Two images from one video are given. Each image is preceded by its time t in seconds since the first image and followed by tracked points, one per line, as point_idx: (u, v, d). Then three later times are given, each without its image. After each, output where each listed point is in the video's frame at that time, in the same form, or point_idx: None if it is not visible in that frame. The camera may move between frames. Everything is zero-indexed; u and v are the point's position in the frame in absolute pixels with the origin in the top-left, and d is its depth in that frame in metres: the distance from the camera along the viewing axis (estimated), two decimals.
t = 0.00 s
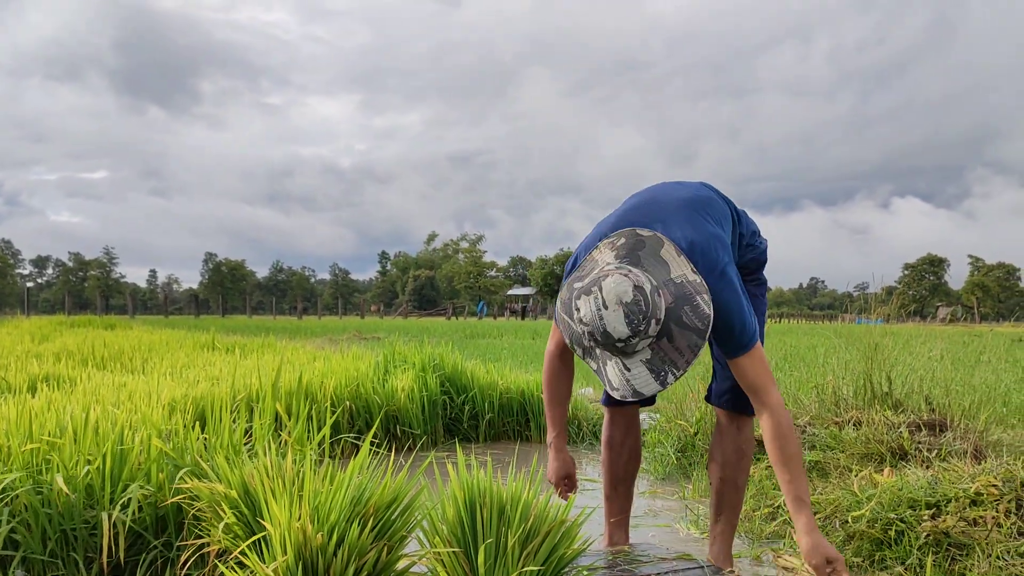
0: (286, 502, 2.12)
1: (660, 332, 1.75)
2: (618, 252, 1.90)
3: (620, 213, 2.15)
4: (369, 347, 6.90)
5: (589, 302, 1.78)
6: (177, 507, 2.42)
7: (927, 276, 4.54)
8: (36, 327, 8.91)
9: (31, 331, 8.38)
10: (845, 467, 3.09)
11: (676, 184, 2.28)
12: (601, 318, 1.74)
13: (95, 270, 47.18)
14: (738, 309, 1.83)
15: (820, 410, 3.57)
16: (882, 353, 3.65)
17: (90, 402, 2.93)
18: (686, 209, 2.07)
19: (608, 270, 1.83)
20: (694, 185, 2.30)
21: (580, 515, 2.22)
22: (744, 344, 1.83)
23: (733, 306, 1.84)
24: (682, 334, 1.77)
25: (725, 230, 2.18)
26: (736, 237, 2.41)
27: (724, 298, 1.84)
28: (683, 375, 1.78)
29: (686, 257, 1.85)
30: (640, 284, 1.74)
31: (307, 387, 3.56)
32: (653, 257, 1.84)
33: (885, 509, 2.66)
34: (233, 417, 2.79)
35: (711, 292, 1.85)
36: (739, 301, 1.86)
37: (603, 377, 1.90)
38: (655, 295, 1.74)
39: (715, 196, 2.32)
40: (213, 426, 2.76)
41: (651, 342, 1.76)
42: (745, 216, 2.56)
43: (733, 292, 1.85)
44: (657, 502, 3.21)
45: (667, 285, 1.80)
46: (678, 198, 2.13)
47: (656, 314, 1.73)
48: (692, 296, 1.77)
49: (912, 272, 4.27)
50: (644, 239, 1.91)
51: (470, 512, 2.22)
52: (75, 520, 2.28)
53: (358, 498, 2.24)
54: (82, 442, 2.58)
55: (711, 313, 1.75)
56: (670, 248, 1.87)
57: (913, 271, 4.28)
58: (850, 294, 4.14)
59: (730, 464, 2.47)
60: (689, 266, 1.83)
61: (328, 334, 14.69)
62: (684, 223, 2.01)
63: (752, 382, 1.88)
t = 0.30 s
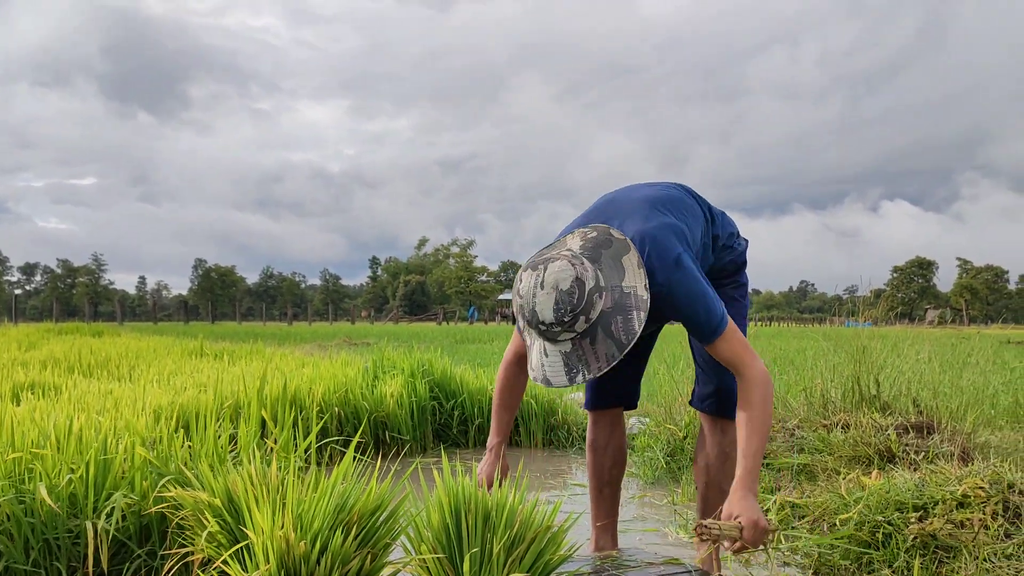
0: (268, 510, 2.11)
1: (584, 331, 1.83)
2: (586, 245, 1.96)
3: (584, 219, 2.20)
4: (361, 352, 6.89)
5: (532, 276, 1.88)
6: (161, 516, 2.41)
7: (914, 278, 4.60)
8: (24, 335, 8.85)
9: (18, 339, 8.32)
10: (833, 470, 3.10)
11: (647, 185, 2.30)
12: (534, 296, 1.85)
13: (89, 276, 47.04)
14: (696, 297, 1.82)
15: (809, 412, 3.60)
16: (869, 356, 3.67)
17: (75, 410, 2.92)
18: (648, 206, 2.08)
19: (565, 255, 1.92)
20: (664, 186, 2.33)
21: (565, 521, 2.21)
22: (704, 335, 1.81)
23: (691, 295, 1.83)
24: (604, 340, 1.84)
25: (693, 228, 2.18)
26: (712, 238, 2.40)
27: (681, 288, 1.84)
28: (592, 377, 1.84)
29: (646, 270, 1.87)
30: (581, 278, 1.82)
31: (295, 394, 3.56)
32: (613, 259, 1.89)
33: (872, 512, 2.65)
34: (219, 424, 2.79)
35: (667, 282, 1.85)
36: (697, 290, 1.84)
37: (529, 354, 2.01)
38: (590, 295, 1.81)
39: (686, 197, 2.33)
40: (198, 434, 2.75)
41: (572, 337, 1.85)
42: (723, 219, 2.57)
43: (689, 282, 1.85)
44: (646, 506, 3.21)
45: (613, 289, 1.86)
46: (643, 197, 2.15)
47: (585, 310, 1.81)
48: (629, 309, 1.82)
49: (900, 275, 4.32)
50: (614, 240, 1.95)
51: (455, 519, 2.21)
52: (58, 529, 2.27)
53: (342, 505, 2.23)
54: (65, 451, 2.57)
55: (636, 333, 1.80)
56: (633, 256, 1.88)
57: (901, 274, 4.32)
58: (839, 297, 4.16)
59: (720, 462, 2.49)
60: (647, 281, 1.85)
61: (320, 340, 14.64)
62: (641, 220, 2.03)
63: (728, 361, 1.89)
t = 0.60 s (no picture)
0: (259, 515, 2.11)
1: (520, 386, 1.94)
2: (550, 298, 1.98)
3: (554, 259, 2.28)
4: (357, 355, 6.89)
5: (485, 322, 1.95)
6: (153, 521, 2.40)
7: (908, 279, 4.63)
8: (17, 340, 8.80)
9: (11, 344, 8.27)
10: (827, 472, 3.11)
11: (617, 215, 2.33)
12: (482, 345, 1.93)
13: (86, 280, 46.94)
14: (637, 328, 1.80)
15: (803, 414, 3.62)
16: (863, 357, 3.68)
17: (67, 416, 2.91)
18: (607, 241, 2.12)
19: (524, 306, 1.96)
20: (636, 213, 2.35)
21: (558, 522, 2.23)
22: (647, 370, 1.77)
23: (635, 327, 1.81)
24: (537, 397, 1.96)
25: (659, 255, 2.19)
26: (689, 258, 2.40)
27: (624, 321, 1.83)
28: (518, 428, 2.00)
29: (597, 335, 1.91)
30: (527, 342, 1.88)
31: (289, 398, 3.56)
32: (568, 323, 1.92)
33: (865, 513, 2.65)
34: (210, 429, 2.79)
35: (612, 320, 1.87)
36: (643, 320, 1.82)
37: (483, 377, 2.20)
38: (532, 360, 1.90)
39: (657, 222, 2.34)
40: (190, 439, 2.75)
41: (510, 388, 1.99)
42: (704, 235, 2.57)
43: (633, 313, 1.84)
44: (640, 509, 3.21)
45: (559, 351, 1.94)
46: (605, 231, 2.19)
47: (526, 370, 1.91)
48: (565, 377, 1.93)
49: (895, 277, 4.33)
50: (577, 299, 1.95)
51: (447, 523, 2.22)
52: (50, 535, 2.26)
53: (333, 510, 2.23)
54: (56, 456, 2.56)
55: (565, 402, 1.92)
56: (589, 322, 1.91)
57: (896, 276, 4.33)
58: (833, 298, 4.16)
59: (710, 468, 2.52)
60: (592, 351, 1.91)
61: (317, 343, 14.60)
62: (599, 256, 2.08)
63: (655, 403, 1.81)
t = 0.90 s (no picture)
0: (263, 516, 2.11)
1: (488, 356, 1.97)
2: (514, 279, 2.08)
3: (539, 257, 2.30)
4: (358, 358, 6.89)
5: (453, 300, 2.05)
6: (156, 522, 2.40)
7: (910, 279, 4.63)
8: (18, 343, 8.81)
9: (12, 346, 8.26)
10: (829, 473, 3.11)
11: (605, 215, 2.34)
12: (449, 318, 2.01)
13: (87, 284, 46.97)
14: (609, 326, 1.80)
15: (804, 415, 3.62)
16: (864, 358, 3.68)
17: (70, 418, 2.92)
18: (590, 238, 2.13)
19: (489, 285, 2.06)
20: (626, 212, 2.35)
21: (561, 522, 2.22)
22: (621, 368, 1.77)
23: (609, 324, 1.81)
24: (506, 365, 1.97)
25: (644, 253, 2.18)
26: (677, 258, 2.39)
27: (597, 319, 1.83)
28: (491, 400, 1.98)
29: (561, 302, 1.97)
30: (488, 306, 1.95)
31: (291, 400, 3.56)
32: (532, 293, 2.00)
33: (867, 514, 2.65)
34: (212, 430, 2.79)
35: (585, 318, 1.87)
36: (618, 318, 1.82)
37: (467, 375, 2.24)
38: (496, 323, 1.95)
39: (647, 220, 2.34)
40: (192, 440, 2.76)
41: (480, 360, 2.01)
42: (699, 234, 2.57)
43: (607, 310, 1.84)
44: (642, 510, 3.21)
45: (525, 319, 1.97)
46: (591, 228, 2.19)
47: (491, 336, 1.96)
48: (531, 339, 1.95)
49: (897, 277, 4.33)
50: (539, 274, 2.05)
51: (450, 523, 2.22)
52: (54, 536, 2.27)
53: (336, 510, 2.23)
54: (60, 457, 2.56)
55: (531, 360, 1.92)
56: (551, 291, 1.99)
57: (898, 276, 4.34)
58: (835, 299, 4.17)
59: (705, 470, 2.54)
60: (557, 315, 1.95)
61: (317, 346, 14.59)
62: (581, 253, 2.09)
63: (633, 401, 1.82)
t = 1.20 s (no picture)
0: (268, 517, 2.11)
1: (491, 300, 2.00)
2: (520, 237, 2.16)
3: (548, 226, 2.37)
4: (362, 360, 6.90)
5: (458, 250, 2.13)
6: (160, 523, 2.40)
7: (914, 283, 4.63)
8: (22, 344, 8.82)
9: (16, 347, 8.27)
10: (833, 476, 3.11)
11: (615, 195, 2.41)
12: (453, 264, 2.08)
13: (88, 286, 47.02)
14: (615, 275, 1.86)
15: (808, 419, 3.61)
16: (868, 361, 3.68)
17: (75, 419, 2.92)
18: (599, 206, 2.20)
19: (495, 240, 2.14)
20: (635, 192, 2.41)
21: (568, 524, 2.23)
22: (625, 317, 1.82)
23: (613, 276, 1.87)
24: (508, 309, 1.99)
25: (653, 226, 2.22)
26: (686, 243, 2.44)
27: (604, 270, 1.89)
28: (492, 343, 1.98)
29: (565, 255, 2.02)
30: (492, 251, 2.02)
31: (294, 402, 3.57)
32: (536, 246, 2.07)
33: (871, 517, 2.65)
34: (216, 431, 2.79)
35: (592, 268, 1.92)
36: (621, 271, 1.87)
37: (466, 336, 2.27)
38: (501, 267, 2.00)
39: (656, 201, 2.40)
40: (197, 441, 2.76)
41: (483, 308, 2.03)
42: (705, 226, 2.61)
43: (612, 262, 1.89)
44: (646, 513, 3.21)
45: (529, 268, 2.02)
46: (601, 200, 2.26)
47: (495, 280, 2.00)
48: (534, 284, 1.98)
49: (901, 281, 4.33)
50: (544, 231, 2.13)
51: (455, 524, 2.22)
52: (58, 537, 2.26)
53: (341, 512, 2.23)
54: (64, 458, 2.56)
55: (535, 302, 1.94)
56: (556, 244, 2.05)
57: (901, 280, 4.33)
58: (838, 303, 4.17)
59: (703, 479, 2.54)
60: (562, 265, 1.99)
61: (319, 349, 14.60)
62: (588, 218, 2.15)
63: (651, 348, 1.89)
